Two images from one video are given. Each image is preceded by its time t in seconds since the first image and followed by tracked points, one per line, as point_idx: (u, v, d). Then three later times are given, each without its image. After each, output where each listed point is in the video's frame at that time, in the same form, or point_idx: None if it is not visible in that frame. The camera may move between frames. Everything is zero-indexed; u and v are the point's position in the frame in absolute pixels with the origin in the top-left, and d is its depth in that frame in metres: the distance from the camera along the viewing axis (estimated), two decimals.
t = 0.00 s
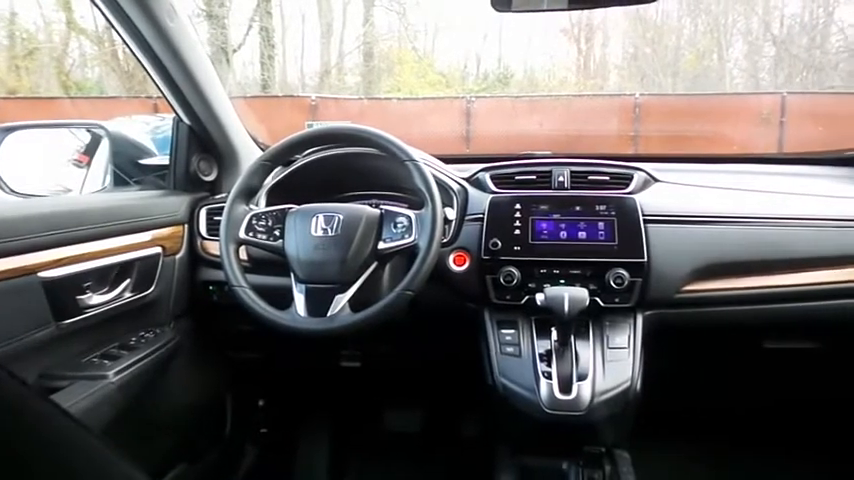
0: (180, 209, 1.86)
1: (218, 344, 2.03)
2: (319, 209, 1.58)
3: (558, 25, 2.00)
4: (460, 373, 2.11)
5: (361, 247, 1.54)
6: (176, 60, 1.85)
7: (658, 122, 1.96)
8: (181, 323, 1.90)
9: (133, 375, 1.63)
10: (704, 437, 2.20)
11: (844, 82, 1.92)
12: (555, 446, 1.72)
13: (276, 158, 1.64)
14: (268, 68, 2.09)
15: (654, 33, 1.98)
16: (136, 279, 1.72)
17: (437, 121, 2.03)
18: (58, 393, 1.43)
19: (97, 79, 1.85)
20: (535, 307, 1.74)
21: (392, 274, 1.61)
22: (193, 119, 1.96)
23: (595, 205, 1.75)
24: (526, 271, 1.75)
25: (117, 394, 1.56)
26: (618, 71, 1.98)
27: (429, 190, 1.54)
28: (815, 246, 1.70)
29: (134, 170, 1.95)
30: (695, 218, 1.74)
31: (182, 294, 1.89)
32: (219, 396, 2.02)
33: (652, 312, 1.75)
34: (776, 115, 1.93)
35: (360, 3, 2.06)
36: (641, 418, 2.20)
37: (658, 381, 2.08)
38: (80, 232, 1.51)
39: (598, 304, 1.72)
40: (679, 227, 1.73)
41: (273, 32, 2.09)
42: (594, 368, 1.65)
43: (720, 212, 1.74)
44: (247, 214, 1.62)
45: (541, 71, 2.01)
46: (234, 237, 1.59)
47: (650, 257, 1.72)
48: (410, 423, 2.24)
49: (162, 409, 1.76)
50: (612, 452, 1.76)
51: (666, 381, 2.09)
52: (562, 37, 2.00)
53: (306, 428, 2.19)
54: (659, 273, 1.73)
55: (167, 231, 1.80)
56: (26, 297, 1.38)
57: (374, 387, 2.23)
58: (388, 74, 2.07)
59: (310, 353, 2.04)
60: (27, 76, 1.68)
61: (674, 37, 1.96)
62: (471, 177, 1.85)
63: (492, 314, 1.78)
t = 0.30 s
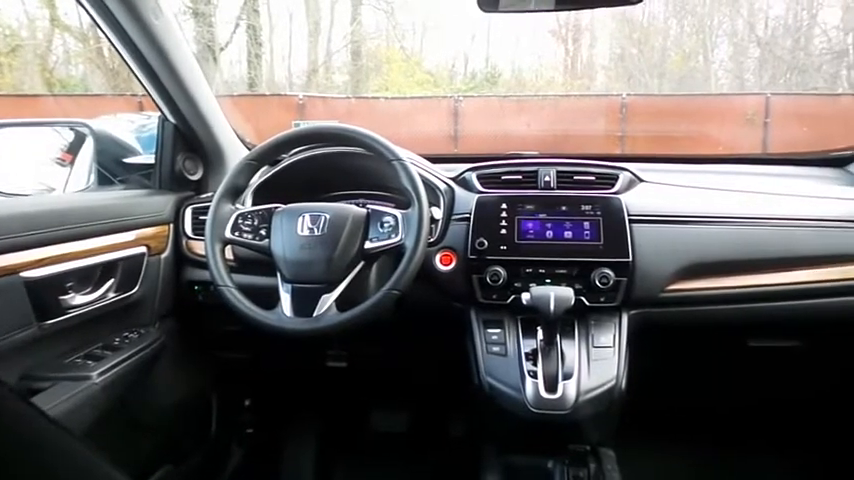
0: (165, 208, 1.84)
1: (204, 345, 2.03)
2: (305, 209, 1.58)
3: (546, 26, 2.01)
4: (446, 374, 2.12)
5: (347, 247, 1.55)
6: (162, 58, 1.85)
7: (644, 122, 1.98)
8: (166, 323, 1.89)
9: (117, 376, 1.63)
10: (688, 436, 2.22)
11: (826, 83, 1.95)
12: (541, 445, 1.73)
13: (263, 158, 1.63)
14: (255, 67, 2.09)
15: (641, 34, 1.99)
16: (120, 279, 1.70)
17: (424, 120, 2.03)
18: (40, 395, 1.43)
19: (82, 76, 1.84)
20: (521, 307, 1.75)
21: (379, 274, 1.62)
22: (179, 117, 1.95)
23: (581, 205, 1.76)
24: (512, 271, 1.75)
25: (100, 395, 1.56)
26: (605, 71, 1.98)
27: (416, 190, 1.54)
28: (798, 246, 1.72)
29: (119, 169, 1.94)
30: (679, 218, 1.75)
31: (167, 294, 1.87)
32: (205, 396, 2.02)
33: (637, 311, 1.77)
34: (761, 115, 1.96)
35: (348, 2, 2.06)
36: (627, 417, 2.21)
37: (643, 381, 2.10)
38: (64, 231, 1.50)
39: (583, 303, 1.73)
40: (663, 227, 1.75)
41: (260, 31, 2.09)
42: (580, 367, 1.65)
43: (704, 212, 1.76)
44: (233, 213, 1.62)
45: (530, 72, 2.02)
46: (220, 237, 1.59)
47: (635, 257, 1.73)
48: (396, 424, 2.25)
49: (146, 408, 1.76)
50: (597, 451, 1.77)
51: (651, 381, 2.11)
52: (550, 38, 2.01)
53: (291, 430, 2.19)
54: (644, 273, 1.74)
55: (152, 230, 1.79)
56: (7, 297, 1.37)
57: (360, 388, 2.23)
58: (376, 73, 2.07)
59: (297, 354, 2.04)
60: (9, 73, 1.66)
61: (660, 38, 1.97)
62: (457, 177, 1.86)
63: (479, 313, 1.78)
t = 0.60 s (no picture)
0: (151, 208, 1.83)
1: (191, 345, 2.02)
2: (293, 208, 1.58)
3: (537, 27, 2.01)
4: (435, 373, 2.12)
5: (336, 246, 1.54)
6: (148, 56, 1.84)
7: (633, 124, 1.99)
8: (152, 323, 1.88)
9: (102, 377, 1.62)
10: (677, 434, 2.22)
11: (812, 87, 1.96)
12: (530, 444, 1.73)
13: (250, 156, 1.62)
14: (244, 66, 2.07)
15: (630, 36, 1.99)
16: (105, 279, 1.69)
17: (415, 121, 2.03)
18: (21, 397, 1.43)
19: (67, 74, 1.82)
20: (510, 306, 1.75)
21: (367, 274, 1.62)
22: (166, 115, 1.94)
23: (570, 205, 1.76)
24: (501, 271, 1.75)
25: (83, 396, 1.56)
26: (595, 73, 1.98)
27: (405, 190, 1.54)
28: (785, 246, 1.73)
29: (103, 167, 1.93)
30: (667, 217, 1.76)
31: (153, 294, 1.86)
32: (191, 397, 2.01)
33: (625, 310, 1.77)
34: (748, 118, 1.97)
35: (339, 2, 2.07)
36: (615, 416, 2.22)
37: (631, 380, 2.11)
38: (48, 230, 1.48)
39: (571, 303, 1.73)
40: (651, 226, 1.75)
41: (249, 30, 2.07)
42: (568, 366, 1.66)
43: (692, 212, 1.76)
44: (220, 212, 1.61)
45: (520, 73, 2.02)
46: (208, 236, 1.58)
47: (623, 256, 1.74)
48: (386, 424, 2.24)
49: (132, 408, 1.75)
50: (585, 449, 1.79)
51: (640, 380, 2.11)
52: (541, 40, 2.01)
53: (279, 431, 2.19)
54: (632, 272, 1.74)
55: (137, 230, 1.77)
56: None
57: (349, 387, 2.22)
58: (366, 74, 2.06)
59: (286, 354, 2.04)
60: None
61: (648, 40, 1.97)
62: (446, 176, 1.86)
63: (468, 312, 1.78)
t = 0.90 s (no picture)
0: (138, 206, 1.81)
1: (179, 345, 2.01)
2: (282, 207, 1.57)
3: (526, 26, 2.00)
4: (425, 373, 2.12)
5: (325, 246, 1.54)
6: (135, 53, 1.83)
7: (621, 124, 2.00)
8: (140, 323, 1.87)
9: (90, 376, 1.61)
10: (665, 432, 2.23)
11: (799, 88, 1.97)
12: (519, 443, 1.73)
13: (239, 154, 1.62)
14: (233, 65, 2.06)
15: (619, 36, 1.98)
16: (92, 278, 1.67)
17: (404, 120, 2.04)
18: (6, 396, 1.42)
19: (54, 72, 1.82)
20: (499, 305, 1.75)
21: (357, 272, 1.61)
22: (153, 113, 1.93)
23: (559, 204, 1.77)
24: (490, 270, 1.75)
25: (71, 396, 1.54)
26: (584, 73, 1.98)
27: (395, 189, 1.54)
28: (773, 244, 1.74)
29: (90, 165, 1.90)
30: (656, 216, 1.76)
31: (141, 294, 1.85)
32: (178, 397, 2.00)
33: (614, 309, 1.77)
34: (735, 118, 1.99)
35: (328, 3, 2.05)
36: (604, 414, 2.23)
37: (620, 379, 2.12)
38: (35, 229, 1.46)
39: (561, 302, 1.73)
40: (640, 226, 1.76)
41: (239, 29, 2.07)
42: (557, 364, 1.66)
43: (681, 212, 1.77)
44: (208, 211, 1.60)
45: (510, 72, 2.01)
46: (195, 235, 1.56)
47: (611, 255, 1.74)
48: (375, 423, 2.25)
49: (119, 408, 1.74)
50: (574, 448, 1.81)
51: (629, 379, 2.12)
52: (530, 39, 2.00)
53: (270, 432, 2.17)
54: (621, 271, 1.75)
55: (124, 229, 1.75)
56: None
57: (339, 387, 2.22)
58: (356, 73, 2.05)
59: (275, 353, 2.03)
60: None
61: (637, 40, 1.97)
62: (436, 176, 1.86)
63: (457, 311, 1.78)
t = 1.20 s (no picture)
0: (126, 206, 1.80)
1: (169, 345, 2.01)
2: (272, 206, 1.57)
3: (517, 26, 2.01)
4: (415, 375, 2.12)
5: (315, 246, 1.53)
6: (123, 52, 1.83)
7: (612, 123, 2.00)
8: (129, 323, 1.86)
9: (79, 377, 1.60)
10: (654, 431, 2.25)
11: (788, 88, 1.98)
12: (509, 442, 1.73)
13: (228, 154, 1.60)
14: (224, 64, 2.05)
15: (609, 36, 1.99)
16: (80, 277, 1.66)
17: (398, 119, 2.04)
18: None
19: (42, 70, 1.80)
20: (489, 305, 1.75)
21: (347, 272, 1.61)
22: (142, 112, 1.92)
23: (549, 204, 1.77)
24: (481, 269, 1.75)
25: (59, 397, 1.53)
26: (575, 73, 1.99)
27: (385, 188, 1.54)
28: (762, 245, 1.75)
29: (79, 165, 1.88)
30: (645, 217, 1.77)
31: (129, 293, 1.84)
32: (167, 397, 1.99)
33: (603, 309, 1.78)
34: (725, 118, 1.99)
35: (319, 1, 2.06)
36: (594, 412, 2.24)
37: (610, 378, 2.13)
38: (23, 229, 1.45)
39: (551, 301, 1.73)
40: (629, 226, 1.76)
41: (230, 28, 2.06)
42: (547, 364, 1.67)
43: (670, 212, 1.78)
44: (198, 210, 1.59)
45: (501, 71, 2.02)
46: (185, 235, 1.56)
47: (601, 255, 1.75)
48: (365, 423, 2.25)
49: (108, 408, 1.73)
50: (564, 448, 1.82)
51: (619, 378, 2.13)
52: (520, 39, 2.01)
53: (260, 434, 2.15)
54: (611, 271, 1.75)
55: (113, 228, 1.74)
56: None
57: (329, 388, 2.21)
58: (347, 72, 2.05)
59: (265, 353, 2.02)
60: None
61: (628, 41, 1.97)
62: (426, 176, 1.85)
63: (447, 311, 1.78)
